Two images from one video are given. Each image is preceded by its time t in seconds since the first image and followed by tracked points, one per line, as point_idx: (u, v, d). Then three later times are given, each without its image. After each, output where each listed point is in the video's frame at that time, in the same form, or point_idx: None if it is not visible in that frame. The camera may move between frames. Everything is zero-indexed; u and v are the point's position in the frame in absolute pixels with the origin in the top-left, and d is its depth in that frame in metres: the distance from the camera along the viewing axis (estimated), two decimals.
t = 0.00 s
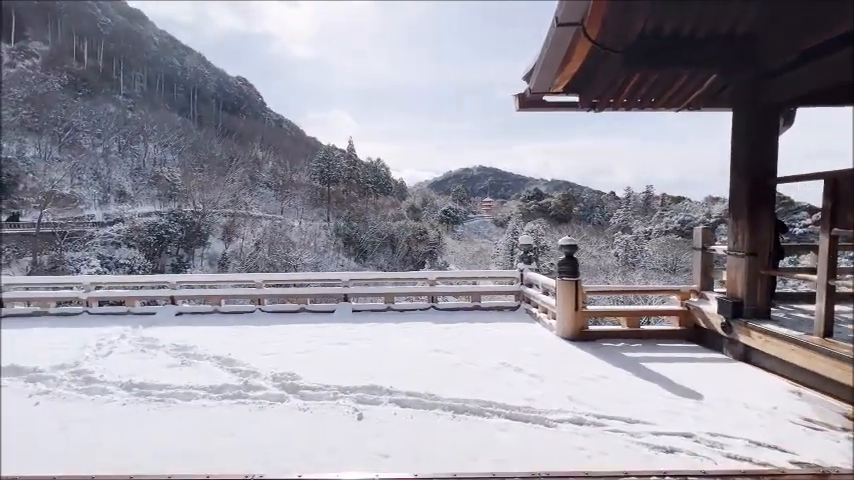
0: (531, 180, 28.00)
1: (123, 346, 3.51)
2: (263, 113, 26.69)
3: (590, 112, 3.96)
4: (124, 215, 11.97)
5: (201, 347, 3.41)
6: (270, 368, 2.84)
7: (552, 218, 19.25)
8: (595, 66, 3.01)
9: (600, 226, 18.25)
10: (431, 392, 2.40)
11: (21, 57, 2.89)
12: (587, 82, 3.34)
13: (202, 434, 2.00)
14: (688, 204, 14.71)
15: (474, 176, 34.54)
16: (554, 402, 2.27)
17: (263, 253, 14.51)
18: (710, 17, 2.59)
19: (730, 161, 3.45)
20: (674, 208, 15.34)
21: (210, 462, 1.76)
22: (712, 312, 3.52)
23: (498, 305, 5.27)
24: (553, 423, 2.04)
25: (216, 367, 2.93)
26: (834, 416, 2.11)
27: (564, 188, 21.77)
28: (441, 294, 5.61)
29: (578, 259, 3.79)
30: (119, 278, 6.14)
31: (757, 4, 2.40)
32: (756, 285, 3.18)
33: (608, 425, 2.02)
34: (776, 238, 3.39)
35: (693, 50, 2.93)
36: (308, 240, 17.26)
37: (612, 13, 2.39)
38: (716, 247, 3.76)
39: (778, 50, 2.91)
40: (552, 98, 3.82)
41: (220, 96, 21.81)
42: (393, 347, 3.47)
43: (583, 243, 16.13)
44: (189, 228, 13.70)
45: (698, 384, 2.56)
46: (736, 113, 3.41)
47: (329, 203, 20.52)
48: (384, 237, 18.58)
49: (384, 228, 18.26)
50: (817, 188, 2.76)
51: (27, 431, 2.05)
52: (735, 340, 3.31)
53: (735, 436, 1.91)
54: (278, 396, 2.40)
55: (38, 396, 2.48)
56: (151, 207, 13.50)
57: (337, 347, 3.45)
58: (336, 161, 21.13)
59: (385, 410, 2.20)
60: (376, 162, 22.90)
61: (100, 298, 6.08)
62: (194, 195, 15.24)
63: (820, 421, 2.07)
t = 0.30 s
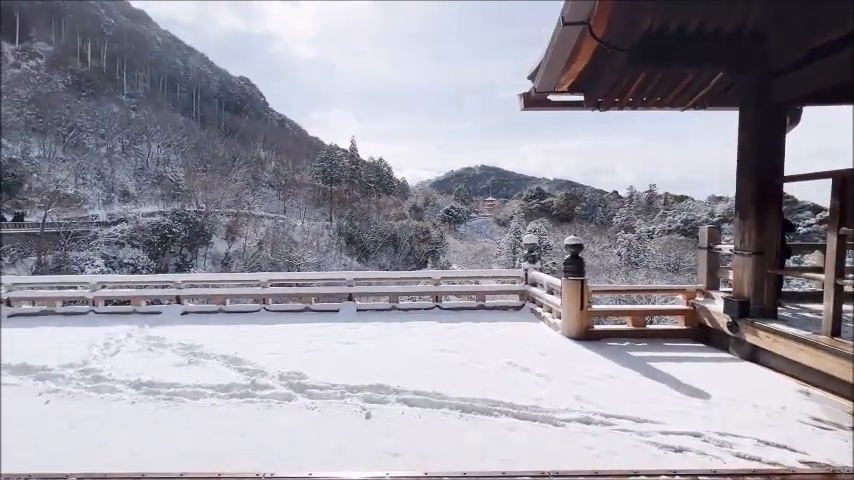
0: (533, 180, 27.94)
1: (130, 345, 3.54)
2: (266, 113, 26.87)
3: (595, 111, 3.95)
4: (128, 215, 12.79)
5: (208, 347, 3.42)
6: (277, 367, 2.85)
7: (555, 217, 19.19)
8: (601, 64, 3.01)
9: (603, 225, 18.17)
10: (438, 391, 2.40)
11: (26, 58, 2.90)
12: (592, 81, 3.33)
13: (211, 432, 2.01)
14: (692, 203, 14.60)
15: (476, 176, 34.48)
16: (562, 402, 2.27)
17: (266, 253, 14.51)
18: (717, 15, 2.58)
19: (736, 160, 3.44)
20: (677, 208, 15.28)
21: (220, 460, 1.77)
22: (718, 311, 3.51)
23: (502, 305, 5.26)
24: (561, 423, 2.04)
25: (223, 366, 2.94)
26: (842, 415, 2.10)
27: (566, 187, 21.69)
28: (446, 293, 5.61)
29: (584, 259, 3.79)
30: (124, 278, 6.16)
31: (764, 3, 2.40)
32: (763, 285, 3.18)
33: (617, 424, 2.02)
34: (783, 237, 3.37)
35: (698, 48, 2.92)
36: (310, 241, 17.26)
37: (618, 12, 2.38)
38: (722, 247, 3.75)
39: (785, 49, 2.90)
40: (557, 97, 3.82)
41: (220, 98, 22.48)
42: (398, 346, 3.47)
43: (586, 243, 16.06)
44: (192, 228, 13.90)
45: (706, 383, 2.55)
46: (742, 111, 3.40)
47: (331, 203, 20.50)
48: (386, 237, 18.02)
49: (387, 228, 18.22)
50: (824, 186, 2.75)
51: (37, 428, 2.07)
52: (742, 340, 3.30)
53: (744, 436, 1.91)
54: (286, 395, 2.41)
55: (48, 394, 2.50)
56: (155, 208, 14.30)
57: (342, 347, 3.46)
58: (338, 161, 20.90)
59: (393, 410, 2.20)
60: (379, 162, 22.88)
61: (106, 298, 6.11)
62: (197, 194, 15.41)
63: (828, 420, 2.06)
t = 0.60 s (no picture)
0: (536, 180, 27.89)
1: (138, 343, 3.56)
2: (268, 112, 26.94)
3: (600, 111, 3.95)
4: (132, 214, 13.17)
5: (215, 345, 3.45)
6: (285, 366, 2.88)
7: (557, 217, 19.15)
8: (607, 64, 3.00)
9: (605, 225, 18.12)
10: (445, 390, 2.41)
11: (31, 57, 2.95)
12: (598, 81, 3.34)
13: (223, 429, 2.03)
14: (694, 203, 14.53)
15: (478, 176, 34.45)
16: (570, 401, 2.27)
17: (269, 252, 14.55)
18: (725, 15, 2.58)
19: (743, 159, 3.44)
20: (679, 208, 15.24)
21: (231, 457, 1.79)
22: (724, 311, 3.51)
23: (507, 304, 5.27)
24: (570, 422, 2.05)
25: (231, 364, 2.96)
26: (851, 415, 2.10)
27: (568, 187, 21.63)
28: (450, 292, 5.61)
29: (589, 259, 3.79)
30: (130, 276, 6.19)
31: (772, 4, 2.40)
32: (769, 284, 3.18)
33: (625, 423, 2.02)
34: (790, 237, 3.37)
35: (706, 47, 2.91)
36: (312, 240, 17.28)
37: (626, 12, 2.39)
38: (728, 246, 3.75)
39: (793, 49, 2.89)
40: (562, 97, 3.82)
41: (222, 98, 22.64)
42: (404, 345, 3.49)
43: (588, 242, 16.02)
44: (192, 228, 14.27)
45: (713, 383, 2.56)
46: (750, 110, 3.39)
47: (333, 202, 20.52)
48: (388, 237, 17.91)
49: (388, 227, 18.17)
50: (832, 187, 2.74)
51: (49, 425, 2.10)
52: (748, 340, 3.30)
53: (753, 435, 1.91)
54: (294, 393, 2.43)
55: (59, 391, 2.53)
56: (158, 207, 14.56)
57: (348, 346, 3.48)
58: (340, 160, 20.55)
59: (401, 408, 2.21)
60: (381, 161, 22.86)
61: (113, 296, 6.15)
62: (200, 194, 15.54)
63: (837, 420, 2.06)
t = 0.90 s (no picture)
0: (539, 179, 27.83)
1: (147, 341, 3.59)
2: (272, 112, 27.01)
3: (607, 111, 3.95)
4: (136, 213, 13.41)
5: (223, 343, 3.47)
6: (293, 364, 2.89)
7: (560, 217, 19.09)
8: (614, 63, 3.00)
9: (609, 225, 18.05)
10: (454, 388, 2.42)
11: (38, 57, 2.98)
12: (606, 81, 3.34)
13: (234, 426, 2.06)
14: (699, 203, 14.45)
15: (481, 175, 34.40)
16: (578, 400, 2.28)
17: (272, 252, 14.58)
18: (734, 14, 2.58)
19: (752, 159, 3.43)
20: (683, 208, 15.18)
21: (242, 453, 1.81)
22: (732, 311, 3.51)
23: (513, 304, 5.27)
24: (578, 421, 2.05)
25: (240, 362, 2.99)
26: None
27: (572, 187, 21.56)
28: (455, 292, 5.62)
29: (596, 258, 3.79)
30: (137, 274, 6.23)
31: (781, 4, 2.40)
32: (778, 284, 3.17)
33: (634, 422, 2.03)
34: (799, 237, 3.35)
35: (714, 47, 2.91)
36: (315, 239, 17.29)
37: (634, 12, 2.39)
38: (736, 246, 3.74)
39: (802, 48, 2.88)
40: (568, 97, 3.82)
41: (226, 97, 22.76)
42: (411, 344, 3.50)
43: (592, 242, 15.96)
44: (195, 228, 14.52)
45: (722, 383, 2.55)
46: (759, 109, 3.37)
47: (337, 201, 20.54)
48: (391, 236, 17.67)
49: (391, 227, 18.10)
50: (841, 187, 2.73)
51: (61, 421, 2.12)
52: (756, 340, 3.29)
53: (763, 435, 1.91)
54: (303, 391, 2.44)
55: (71, 388, 2.56)
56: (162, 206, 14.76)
57: (355, 344, 3.49)
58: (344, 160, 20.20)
59: (410, 406, 2.22)
60: (384, 161, 22.85)
61: (120, 295, 6.19)
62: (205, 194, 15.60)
63: (847, 420, 2.06)
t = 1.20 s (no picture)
0: (544, 179, 27.72)
1: (156, 338, 3.61)
2: (278, 112, 27.12)
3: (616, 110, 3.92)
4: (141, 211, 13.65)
5: (232, 341, 3.48)
6: (302, 362, 2.90)
7: (565, 217, 19.01)
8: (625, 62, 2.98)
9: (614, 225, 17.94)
10: (463, 388, 2.42)
11: (47, 57, 3.00)
12: (615, 80, 3.32)
13: (245, 424, 2.06)
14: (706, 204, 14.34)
15: (485, 175, 34.34)
16: (588, 400, 2.28)
17: (277, 251, 14.63)
18: (747, 12, 2.56)
19: (765, 158, 3.39)
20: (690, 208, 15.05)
21: (254, 451, 1.81)
22: (743, 312, 3.48)
23: (519, 304, 5.26)
24: (589, 421, 2.05)
25: (248, 360, 2.99)
26: None
27: (577, 187, 21.45)
28: (462, 291, 5.61)
29: (605, 258, 3.77)
30: (145, 273, 6.27)
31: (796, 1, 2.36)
32: (791, 285, 3.14)
33: (645, 423, 2.01)
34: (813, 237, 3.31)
35: (726, 45, 2.88)
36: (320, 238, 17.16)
37: (646, 10, 2.37)
38: (748, 246, 3.71)
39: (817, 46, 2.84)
40: (577, 96, 3.80)
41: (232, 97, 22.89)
42: (418, 343, 3.50)
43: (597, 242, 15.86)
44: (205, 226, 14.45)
45: (734, 384, 2.53)
46: (773, 109, 3.33)
47: (341, 201, 20.56)
48: (396, 236, 17.86)
49: (396, 226, 18.09)
50: None
51: (75, 418, 2.14)
52: (768, 341, 3.26)
53: (777, 437, 1.89)
54: (313, 389, 2.44)
55: (83, 384, 2.58)
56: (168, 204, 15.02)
57: (363, 343, 3.49)
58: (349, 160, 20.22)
59: (419, 405, 2.22)
60: (389, 161, 22.88)
61: (128, 293, 6.23)
62: (211, 193, 15.69)
63: None
